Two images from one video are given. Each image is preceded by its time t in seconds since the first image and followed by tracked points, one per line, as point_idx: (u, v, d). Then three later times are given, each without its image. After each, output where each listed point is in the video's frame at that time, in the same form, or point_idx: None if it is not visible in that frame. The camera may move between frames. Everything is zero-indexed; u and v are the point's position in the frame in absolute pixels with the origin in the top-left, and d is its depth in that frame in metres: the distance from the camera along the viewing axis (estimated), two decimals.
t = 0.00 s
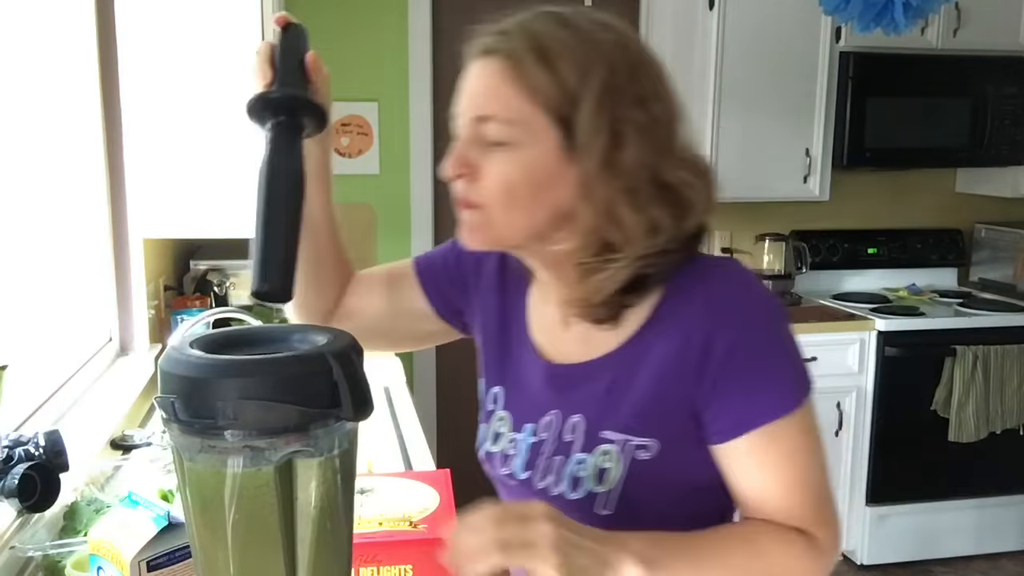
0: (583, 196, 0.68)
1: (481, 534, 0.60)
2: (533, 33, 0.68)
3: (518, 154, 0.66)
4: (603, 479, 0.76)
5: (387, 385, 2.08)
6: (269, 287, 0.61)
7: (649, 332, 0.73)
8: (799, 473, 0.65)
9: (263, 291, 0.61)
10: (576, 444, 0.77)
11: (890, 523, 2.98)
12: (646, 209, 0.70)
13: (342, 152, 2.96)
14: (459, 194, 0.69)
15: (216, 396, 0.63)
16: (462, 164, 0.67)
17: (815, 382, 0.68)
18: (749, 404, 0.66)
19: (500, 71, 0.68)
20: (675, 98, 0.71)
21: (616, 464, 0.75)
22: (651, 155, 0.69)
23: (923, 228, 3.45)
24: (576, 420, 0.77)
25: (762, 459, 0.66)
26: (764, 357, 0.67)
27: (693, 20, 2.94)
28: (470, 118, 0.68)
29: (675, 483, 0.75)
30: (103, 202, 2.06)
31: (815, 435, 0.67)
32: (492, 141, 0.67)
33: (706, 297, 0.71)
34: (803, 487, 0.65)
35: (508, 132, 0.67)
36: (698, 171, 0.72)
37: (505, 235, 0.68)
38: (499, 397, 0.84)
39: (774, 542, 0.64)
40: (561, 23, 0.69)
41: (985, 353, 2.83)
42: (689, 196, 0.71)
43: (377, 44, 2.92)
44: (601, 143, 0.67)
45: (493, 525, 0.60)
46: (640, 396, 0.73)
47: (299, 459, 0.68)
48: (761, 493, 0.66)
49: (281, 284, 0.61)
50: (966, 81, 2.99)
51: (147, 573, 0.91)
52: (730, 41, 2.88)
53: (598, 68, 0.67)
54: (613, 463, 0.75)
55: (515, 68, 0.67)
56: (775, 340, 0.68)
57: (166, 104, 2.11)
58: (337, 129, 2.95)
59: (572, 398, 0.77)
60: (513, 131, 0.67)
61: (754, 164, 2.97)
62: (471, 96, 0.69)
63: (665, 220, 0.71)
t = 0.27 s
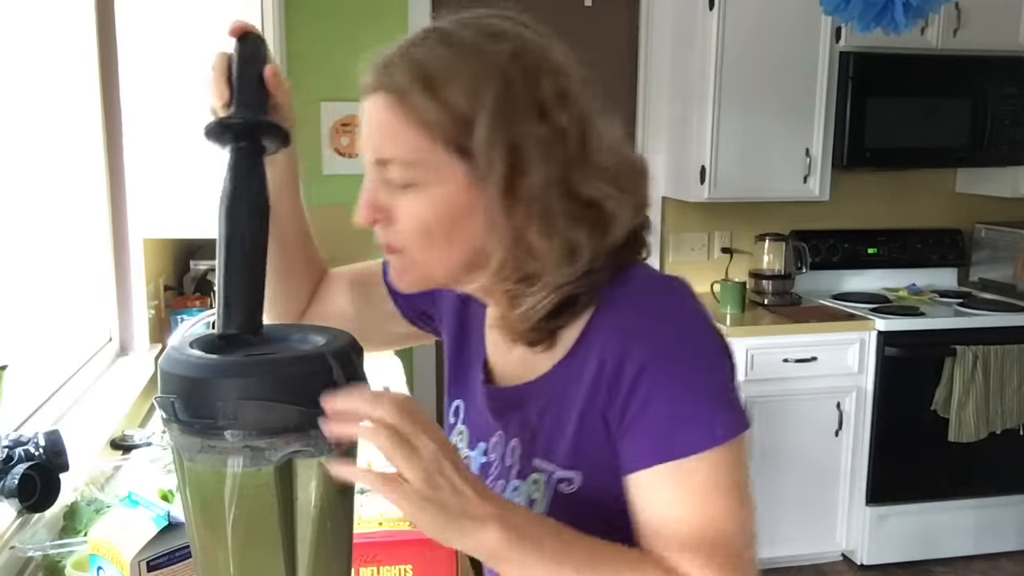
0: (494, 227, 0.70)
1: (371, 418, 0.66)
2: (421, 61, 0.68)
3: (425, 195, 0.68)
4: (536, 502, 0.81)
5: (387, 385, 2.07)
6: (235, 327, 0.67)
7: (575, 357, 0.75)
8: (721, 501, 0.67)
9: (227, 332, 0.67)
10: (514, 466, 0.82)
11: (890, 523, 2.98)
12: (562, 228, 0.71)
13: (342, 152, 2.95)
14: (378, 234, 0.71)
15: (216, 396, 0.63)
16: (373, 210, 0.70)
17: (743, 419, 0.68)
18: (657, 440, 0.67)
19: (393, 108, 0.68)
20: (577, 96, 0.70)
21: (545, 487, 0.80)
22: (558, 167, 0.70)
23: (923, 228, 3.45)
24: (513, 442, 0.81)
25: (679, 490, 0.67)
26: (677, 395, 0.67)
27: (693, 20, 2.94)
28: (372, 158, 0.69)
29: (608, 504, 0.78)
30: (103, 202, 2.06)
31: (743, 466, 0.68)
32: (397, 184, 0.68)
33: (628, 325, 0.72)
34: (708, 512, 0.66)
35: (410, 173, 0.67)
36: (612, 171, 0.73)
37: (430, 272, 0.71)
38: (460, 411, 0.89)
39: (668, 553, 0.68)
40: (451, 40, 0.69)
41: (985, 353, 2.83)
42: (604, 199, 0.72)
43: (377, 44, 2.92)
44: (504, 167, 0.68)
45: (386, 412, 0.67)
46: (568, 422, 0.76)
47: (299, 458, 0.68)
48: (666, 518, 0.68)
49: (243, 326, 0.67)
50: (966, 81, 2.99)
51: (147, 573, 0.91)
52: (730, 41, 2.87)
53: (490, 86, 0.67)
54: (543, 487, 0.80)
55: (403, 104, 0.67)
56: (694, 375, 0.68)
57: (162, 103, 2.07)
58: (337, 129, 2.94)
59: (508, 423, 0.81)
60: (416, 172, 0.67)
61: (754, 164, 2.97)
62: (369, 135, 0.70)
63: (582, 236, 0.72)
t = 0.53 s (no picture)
0: (434, 265, 0.66)
1: (333, 398, 0.65)
2: (345, 89, 0.64)
3: (370, 230, 0.65)
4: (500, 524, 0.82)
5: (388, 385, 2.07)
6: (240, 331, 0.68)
7: (536, 377, 0.76)
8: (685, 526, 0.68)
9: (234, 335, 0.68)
10: (483, 486, 0.83)
11: (890, 523, 2.98)
12: (505, 259, 0.68)
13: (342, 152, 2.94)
14: (336, 265, 0.70)
15: (217, 396, 0.63)
16: (325, 244, 0.68)
17: (704, 445, 0.68)
18: (612, 465, 0.68)
19: (323, 142, 0.65)
20: (512, 109, 0.66)
21: (507, 510, 0.81)
22: (495, 193, 0.66)
23: (923, 228, 3.45)
24: (483, 462, 0.83)
25: (637, 513, 0.68)
26: (635, 419, 0.68)
27: (693, 20, 2.94)
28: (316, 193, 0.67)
29: (569, 530, 0.78)
30: (103, 202, 2.05)
31: (708, 493, 0.69)
32: (339, 220, 0.66)
33: (586, 344, 0.72)
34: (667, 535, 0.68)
35: (348, 211, 0.65)
36: (558, 189, 0.69)
37: (381, 304, 0.69)
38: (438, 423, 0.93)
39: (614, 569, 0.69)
40: (377, 62, 0.64)
41: (985, 353, 2.83)
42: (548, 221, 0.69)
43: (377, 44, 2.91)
44: (436, 198, 0.64)
45: (348, 396, 0.66)
46: (528, 444, 0.77)
47: (298, 459, 0.68)
48: (624, 537, 0.69)
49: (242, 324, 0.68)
50: (966, 81, 2.99)
51: (147, 573, 0.91)
52: (730, 40, 2.87)
53: (416, 112, 0.63)
54: (505, 511, 0.81)
55: (331, 140, 0.64)
56: (651, 398, 0.67)
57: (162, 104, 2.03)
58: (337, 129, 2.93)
59: (478, 442, 0.83)
60: (355, 209, 0.65)
61: (754, 164, 2.96)
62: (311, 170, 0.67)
63: (523, 264, 0.69)
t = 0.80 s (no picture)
0: (420, 277, 0.69)
1: (320, 383, 0.65)
2: (331, 98, 0.66)
3: (361, 243, 0.68)
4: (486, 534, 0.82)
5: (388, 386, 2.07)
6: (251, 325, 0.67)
7: (525, 391, 0.75)
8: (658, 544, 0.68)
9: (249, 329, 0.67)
10: (472, 492, 0.84)
11: (889, 523, 2.98)
12: (492, 274, 0.71)
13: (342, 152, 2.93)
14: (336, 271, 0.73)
15: (217, 396, 0.63)
16: (324, 252, 0.71)
17: (688, 477, 0.67)
18: (592, 486, 0.68)
19: (313, 155, 0.67)
20: (498, 120, 0.68)
21: (494, 521, 0.81)
22: (480, 208, 0.69)
23: (923, 228, 3.45)
24: (474, 468, 0.83)
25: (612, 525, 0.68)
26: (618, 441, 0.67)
27: (694, 19, 2.93)
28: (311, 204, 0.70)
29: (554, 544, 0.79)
30: (103, 202, 2.05)
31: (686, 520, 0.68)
32: (332, 231, 0.69)
33: (575, 361, 0.71)
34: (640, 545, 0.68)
35: (340, 223, 0.68)
36: (546, 202, 0.71)
37: (377, 309, 0.72)
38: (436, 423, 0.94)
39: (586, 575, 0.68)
40: (363, 69, 0.66)
41: (985, 353, 2.83)
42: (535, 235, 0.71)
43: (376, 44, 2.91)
44: (420, 214, 0.67)
45: (337, 381, 0.66)
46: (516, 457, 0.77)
47: (298, 459, 0.69)
48: (599, 542, 0.68)
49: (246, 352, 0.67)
50: (966, 81, 2.99)
51: (147, 573, 0.91)
52: (730, 41, 2.87)
53: (399, 125, 0.65)
54: (491, 521, 0.81)
55: (320, 153, 0.67)
56: (637, 421, 0.67)
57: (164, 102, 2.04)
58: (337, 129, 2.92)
59: (469, 448, 0.83)
60: (346, 221, 0.68)
61: (754, 164, 2.96)
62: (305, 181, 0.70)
63: (511, 280, 0.71)
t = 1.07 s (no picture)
0: (434, 285, 0.70)
1: (320, 383, 0.65)
2: (351, 94, 0.67)
3: (376, 244, 0.69)
4: (498, 542, 0.82)
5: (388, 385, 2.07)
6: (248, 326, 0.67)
7: (541, 399, 0.76)
8: (662, 552, 0.68)
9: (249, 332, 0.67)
10: (483, 499, 0.84)
11: (890, 523, 2.98)
12: (506, 288, 0.70)
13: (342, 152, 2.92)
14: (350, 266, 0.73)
15: (216, 396, 0.63)
16: (339, 250, 0.71)
17: (701, 491, 0.68)
18: (606, 494, 0.68)
19: (331, 153, 0.68)
20: (521, 130, 0.68)
21: (506, 529, 0.81)
22: (496, 220, 0.69)
23: (923, 228, 3.45)
24: (485, 474, 0.83)
25: (620, 530, 0.68)
26: (634, 451, 0.67)
27: (694, 19, 2.93)
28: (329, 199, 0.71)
29: (565, 554, 0.79)
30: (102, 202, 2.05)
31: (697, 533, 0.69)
32: (347, 231, 0.70)
33: (591, 371, 0.71)
34: (648, 551, 0.68)
35: (355, 224, 0.69)
36: (566, 218, 0.70)
37: (392, 309, 0.74)
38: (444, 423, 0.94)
39: None
40: (386, 70, 0.66)
41: (985, 353, 2.83)
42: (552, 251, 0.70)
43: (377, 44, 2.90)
44: (436, 224, 0.68)
45: (337, 381, 0.65)
46: (530, 464, 0.77)
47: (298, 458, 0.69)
48: (606, 545, 0.69)
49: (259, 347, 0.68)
50: (966, 81, 2.99)
51: (147, 573, 0.91)
52: (730, 41, 2.87)
53: (419, 131, 0.65)
54: (504, 530, 0.81)
55: (338, 151, 0.68)
56: (653, 433, 0.67)
57: (163, 102, 2.04)
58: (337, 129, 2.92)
59: (479, 454, 0.83)
60: (362, 223, 0.69)
61: (753, 164, 2.96)
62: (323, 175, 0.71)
63: (526, 295, 0.71)
